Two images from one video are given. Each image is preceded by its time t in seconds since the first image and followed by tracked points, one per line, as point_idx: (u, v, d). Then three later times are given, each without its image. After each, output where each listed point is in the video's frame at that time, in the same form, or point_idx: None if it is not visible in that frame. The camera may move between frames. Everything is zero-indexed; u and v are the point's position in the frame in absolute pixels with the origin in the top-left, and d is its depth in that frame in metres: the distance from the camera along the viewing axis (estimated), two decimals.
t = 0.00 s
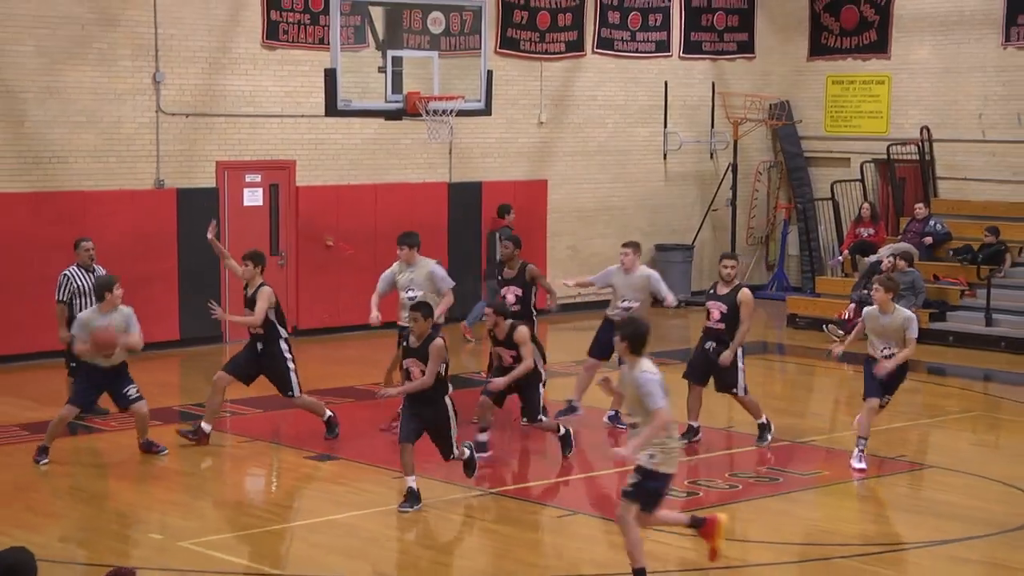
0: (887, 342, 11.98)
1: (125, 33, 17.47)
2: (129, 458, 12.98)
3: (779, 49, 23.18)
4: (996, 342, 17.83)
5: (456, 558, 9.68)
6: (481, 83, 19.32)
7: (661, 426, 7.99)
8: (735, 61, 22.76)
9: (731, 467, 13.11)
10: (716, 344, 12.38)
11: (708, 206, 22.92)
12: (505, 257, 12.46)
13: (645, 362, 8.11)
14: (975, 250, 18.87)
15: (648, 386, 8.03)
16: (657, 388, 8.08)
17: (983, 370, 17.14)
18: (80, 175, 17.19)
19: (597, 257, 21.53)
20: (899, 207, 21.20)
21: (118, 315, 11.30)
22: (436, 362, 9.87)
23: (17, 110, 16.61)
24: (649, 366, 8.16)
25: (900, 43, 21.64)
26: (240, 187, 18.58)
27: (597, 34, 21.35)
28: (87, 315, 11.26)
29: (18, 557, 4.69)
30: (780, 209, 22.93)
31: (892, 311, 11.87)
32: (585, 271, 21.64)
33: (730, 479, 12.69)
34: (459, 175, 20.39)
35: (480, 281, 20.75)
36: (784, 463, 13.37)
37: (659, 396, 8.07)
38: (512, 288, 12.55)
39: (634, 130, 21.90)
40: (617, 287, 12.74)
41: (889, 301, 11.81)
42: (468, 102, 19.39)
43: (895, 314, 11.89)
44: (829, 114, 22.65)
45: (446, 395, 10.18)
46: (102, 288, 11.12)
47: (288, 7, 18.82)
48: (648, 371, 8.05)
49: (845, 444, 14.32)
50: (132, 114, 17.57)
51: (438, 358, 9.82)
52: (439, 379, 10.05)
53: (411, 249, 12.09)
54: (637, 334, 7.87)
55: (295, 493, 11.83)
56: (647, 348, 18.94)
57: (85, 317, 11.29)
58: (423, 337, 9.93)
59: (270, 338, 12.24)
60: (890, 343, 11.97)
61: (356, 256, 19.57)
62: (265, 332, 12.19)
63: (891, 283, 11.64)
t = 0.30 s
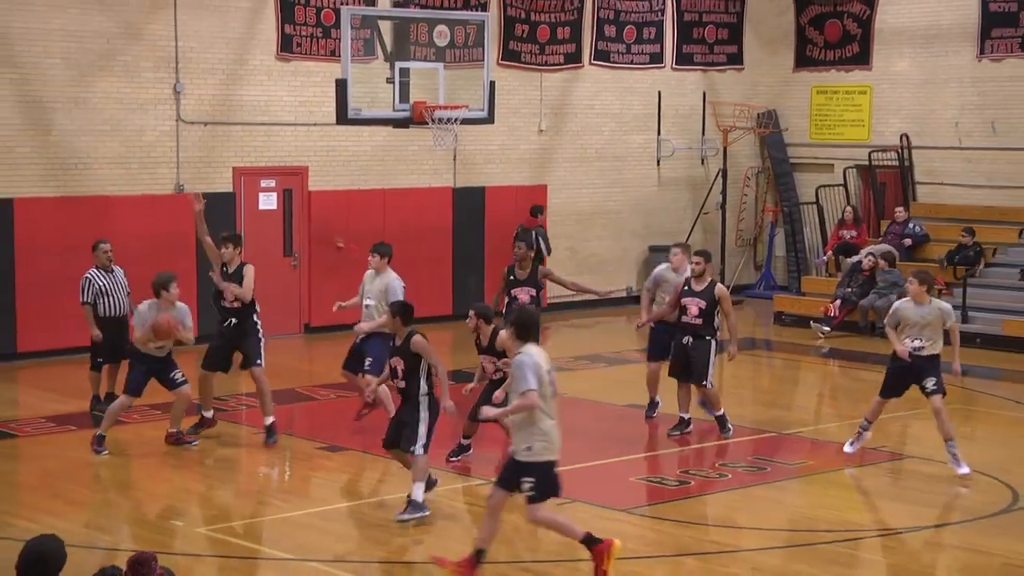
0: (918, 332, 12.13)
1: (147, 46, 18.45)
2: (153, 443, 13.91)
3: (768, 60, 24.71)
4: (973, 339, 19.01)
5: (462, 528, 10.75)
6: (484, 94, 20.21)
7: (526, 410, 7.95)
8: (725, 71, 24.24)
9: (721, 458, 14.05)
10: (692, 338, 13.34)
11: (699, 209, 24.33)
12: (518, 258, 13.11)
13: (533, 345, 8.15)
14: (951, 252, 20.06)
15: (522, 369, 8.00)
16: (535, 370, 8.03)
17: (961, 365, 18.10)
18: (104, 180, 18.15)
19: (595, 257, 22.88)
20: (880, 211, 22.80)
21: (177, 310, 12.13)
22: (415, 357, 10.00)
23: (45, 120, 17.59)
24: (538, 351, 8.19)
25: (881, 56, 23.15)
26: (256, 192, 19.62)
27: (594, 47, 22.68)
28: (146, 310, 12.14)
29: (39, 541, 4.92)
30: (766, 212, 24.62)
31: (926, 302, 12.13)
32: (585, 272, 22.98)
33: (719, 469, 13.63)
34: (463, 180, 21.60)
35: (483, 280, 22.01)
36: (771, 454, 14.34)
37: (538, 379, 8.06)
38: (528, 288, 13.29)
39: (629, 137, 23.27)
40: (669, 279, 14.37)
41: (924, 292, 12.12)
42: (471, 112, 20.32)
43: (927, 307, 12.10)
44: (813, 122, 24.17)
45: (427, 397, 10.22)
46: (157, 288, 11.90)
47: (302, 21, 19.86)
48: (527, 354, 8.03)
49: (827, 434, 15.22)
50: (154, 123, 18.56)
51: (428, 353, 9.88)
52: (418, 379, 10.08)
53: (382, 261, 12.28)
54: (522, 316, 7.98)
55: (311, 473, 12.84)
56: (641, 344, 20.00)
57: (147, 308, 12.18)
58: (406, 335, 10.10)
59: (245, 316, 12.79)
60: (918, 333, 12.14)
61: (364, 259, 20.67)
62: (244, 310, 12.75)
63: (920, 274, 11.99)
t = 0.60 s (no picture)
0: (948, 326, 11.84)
1: (161, 54, 19.15)
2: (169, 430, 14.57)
3: (760, 68, 26.00)
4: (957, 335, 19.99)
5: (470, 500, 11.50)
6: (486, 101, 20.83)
7: (461, 447, 7.99)
8: (717, 78, 25.63)
9: (713, 450, 13.59)
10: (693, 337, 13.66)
11: (693, 211, 25.61)
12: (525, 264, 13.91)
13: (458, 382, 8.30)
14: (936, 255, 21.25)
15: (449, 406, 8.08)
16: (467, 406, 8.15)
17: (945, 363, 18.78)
18: (119, 185, 18.87)
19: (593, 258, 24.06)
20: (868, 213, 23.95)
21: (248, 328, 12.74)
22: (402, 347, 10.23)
23: (64, 126, 18.30)
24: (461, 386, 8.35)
25: (868, 64, 24.44)
26: (266, 195, 20.39)
27: (592, 55, 23.86)
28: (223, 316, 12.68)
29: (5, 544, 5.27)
30: (757, 215, 25.87)
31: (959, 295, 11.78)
32: (583, 271, 24.08)
33: (711, 461, 13.10)
34: (466, 183, 22.51)
35: (485, 281, 22.85)
36: (762, 446, 13.87)
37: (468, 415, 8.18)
38: (529, 292, 14.02)
39: (625, 143, 24.47)
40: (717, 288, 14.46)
41: (950, 286, 11.72)
42: (474, 118, 20.97)
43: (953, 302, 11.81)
44: (802, 127, 25.46)
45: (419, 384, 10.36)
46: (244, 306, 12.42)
47: (310, 32, 20.62)
48: (454, 393, 8.13)
49: (817, 428, 14.86)
50: (167, 128, 19.28)
51: (399, 345, 10.15)
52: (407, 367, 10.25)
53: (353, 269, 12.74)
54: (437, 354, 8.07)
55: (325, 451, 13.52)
56: (638, 343, 20.65)
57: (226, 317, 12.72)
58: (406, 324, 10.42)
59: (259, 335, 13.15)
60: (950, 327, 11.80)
61: (369, 259, 21.39)
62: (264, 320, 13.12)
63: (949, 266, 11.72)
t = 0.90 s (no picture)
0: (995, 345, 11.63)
1: (169, 58, 19.39)
2: (177, 425, 14.77)
3: (761, 70, 26.31)
4: (956, 336, 20.21)
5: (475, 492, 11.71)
6: (490, 102, 20.81)
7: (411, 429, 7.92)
8: (719, 81, 25.89)
9: (717, 450, 13.71)
10: (715, 350, 13.54)
11: (695, 213, 25.86)
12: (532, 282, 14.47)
13: (449, 368, 8.14)
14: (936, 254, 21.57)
15: (415, 389, 8.05)
16: (431, 391, 8.02)
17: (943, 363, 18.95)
18: (127, 186, 19.12)
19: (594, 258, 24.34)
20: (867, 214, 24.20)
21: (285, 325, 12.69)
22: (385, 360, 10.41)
23: (72, 128, 18.53)
24: (459, 372, 8.17)
25: (867, 67, 24.70)
26: (272, 197, 20.62)
27: (595, 58, 24.11)
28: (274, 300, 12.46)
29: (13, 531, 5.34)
30: (757, 216, 26.21)
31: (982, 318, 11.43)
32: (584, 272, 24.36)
33: (715, 461, 13.24)
34: (469, 185, 22.76)
35: (488, 281, 23.09)
36: (766, 446, 14.00)
37: (439, 401, 8.02)
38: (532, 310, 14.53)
39: (626, 145, 24.71)
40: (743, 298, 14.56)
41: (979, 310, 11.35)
42: (477, 121, 20.88)
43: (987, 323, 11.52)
44: (802, 130, 25.72)
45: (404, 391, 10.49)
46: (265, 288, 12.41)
47: (316, 35, 20.87)
48: (425, 377, 8.07)
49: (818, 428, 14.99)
50: (174, 130, 19.52)
51: (368, 354, 10.25)
52: (392, 377, 10.43)
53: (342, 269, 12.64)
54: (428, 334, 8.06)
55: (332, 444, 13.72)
56: (640, 343, 20.84)
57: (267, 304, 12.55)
58: (390, 332, 10.51)
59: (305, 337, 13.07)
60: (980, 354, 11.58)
61: (373, 259, 21.58)
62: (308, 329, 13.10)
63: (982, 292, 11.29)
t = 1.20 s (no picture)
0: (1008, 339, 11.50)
1: (170, 58, 19.40)
2: (178, 424, 14.77)
3: (762, 71, 26.32)
4: (958, 336, 20.23)
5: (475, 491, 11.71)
6: (491, 102, 20.76)
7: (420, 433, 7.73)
8: (720, 81, 25.90)
9: (718, 451, 13.71)
10: (720, 342, 13.57)
11: (696, 213, 25.87)
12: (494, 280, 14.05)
13: (468, 371, 7.89)
14: (937, 254, 21.59)
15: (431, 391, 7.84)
16: (442, 394, 7.79)
17: (944, 363, 18.95)
18: (128, 186, 19.12)
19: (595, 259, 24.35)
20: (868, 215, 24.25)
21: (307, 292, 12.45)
22: (363, 350, 10.43)
23: (73, 129, 18.53)
24: (479, 373, 7.90)
25: (869, 67, 24.71)
26: (273, 197, 20.63)
27: (596, 58, 24.11)
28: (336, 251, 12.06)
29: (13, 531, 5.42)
30: (759, 216, 26.24)
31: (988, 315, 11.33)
32: (585, 273, 24.37)
33: (716, 461, 13.23)
34: (471, 185, 22.77)
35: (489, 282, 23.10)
36: (767, 446, 13.99)
37: (450, 404, 7.80)
38: (495, 309, 14.29)
39: (628, 145, 24.72)
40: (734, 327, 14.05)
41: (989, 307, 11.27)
42: (479, 121, 20.88)
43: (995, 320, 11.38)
44: (804, 130, 25.74)
45: (376, 385, 10.49)
46: (294, 245, 11.87)
47: (317, 35, 20.88)
48: (442, 379, 7.84)
49: (819, 429, 14.99)
50: (176, 131, 19.52)
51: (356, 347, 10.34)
52: (366, 368, 10.44)
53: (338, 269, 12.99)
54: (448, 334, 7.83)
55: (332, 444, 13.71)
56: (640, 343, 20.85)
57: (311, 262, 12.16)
58: (375, 325, 10.58)
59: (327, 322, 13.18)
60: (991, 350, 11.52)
61: (375, 260, 21.57)
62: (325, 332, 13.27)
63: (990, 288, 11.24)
